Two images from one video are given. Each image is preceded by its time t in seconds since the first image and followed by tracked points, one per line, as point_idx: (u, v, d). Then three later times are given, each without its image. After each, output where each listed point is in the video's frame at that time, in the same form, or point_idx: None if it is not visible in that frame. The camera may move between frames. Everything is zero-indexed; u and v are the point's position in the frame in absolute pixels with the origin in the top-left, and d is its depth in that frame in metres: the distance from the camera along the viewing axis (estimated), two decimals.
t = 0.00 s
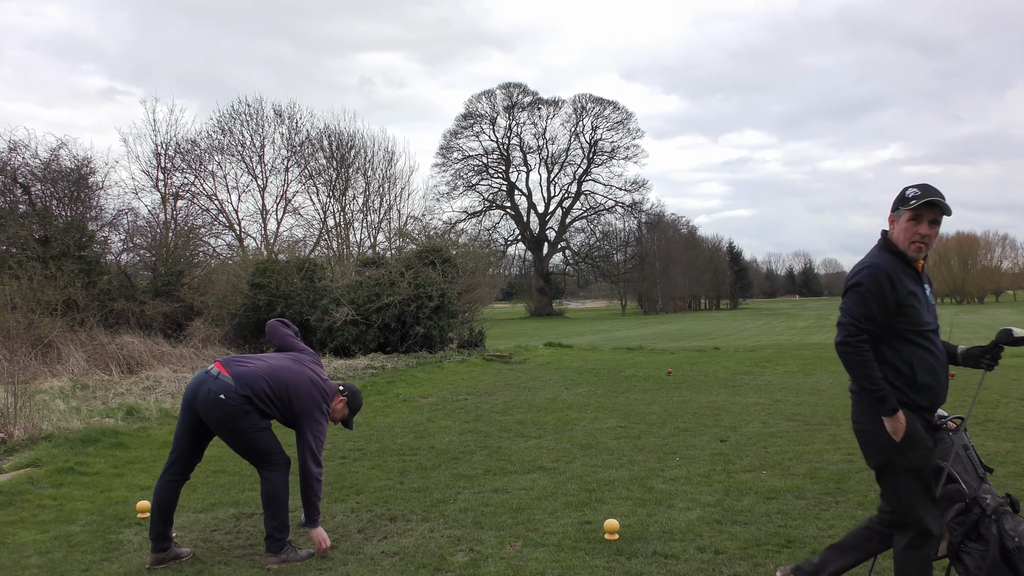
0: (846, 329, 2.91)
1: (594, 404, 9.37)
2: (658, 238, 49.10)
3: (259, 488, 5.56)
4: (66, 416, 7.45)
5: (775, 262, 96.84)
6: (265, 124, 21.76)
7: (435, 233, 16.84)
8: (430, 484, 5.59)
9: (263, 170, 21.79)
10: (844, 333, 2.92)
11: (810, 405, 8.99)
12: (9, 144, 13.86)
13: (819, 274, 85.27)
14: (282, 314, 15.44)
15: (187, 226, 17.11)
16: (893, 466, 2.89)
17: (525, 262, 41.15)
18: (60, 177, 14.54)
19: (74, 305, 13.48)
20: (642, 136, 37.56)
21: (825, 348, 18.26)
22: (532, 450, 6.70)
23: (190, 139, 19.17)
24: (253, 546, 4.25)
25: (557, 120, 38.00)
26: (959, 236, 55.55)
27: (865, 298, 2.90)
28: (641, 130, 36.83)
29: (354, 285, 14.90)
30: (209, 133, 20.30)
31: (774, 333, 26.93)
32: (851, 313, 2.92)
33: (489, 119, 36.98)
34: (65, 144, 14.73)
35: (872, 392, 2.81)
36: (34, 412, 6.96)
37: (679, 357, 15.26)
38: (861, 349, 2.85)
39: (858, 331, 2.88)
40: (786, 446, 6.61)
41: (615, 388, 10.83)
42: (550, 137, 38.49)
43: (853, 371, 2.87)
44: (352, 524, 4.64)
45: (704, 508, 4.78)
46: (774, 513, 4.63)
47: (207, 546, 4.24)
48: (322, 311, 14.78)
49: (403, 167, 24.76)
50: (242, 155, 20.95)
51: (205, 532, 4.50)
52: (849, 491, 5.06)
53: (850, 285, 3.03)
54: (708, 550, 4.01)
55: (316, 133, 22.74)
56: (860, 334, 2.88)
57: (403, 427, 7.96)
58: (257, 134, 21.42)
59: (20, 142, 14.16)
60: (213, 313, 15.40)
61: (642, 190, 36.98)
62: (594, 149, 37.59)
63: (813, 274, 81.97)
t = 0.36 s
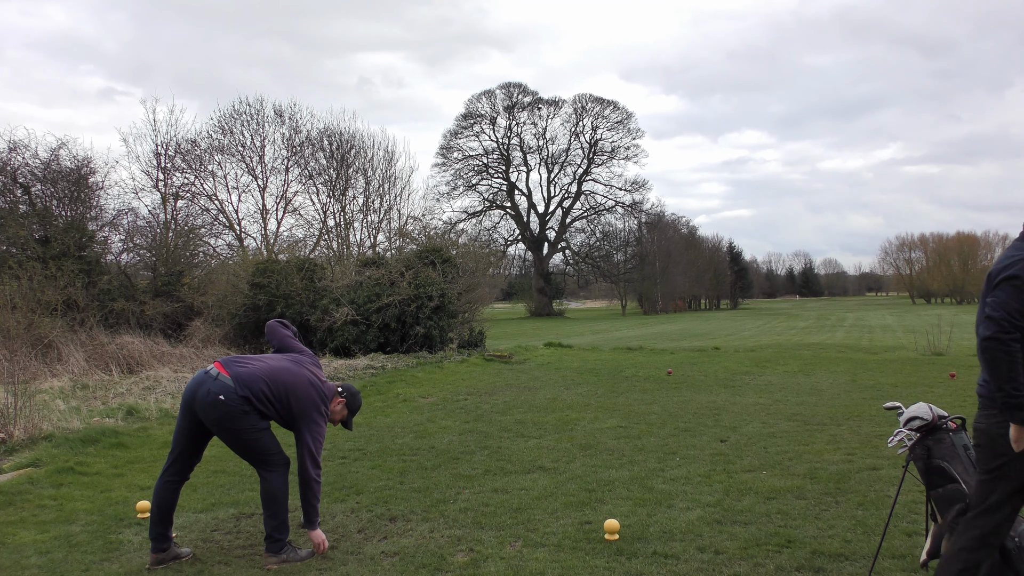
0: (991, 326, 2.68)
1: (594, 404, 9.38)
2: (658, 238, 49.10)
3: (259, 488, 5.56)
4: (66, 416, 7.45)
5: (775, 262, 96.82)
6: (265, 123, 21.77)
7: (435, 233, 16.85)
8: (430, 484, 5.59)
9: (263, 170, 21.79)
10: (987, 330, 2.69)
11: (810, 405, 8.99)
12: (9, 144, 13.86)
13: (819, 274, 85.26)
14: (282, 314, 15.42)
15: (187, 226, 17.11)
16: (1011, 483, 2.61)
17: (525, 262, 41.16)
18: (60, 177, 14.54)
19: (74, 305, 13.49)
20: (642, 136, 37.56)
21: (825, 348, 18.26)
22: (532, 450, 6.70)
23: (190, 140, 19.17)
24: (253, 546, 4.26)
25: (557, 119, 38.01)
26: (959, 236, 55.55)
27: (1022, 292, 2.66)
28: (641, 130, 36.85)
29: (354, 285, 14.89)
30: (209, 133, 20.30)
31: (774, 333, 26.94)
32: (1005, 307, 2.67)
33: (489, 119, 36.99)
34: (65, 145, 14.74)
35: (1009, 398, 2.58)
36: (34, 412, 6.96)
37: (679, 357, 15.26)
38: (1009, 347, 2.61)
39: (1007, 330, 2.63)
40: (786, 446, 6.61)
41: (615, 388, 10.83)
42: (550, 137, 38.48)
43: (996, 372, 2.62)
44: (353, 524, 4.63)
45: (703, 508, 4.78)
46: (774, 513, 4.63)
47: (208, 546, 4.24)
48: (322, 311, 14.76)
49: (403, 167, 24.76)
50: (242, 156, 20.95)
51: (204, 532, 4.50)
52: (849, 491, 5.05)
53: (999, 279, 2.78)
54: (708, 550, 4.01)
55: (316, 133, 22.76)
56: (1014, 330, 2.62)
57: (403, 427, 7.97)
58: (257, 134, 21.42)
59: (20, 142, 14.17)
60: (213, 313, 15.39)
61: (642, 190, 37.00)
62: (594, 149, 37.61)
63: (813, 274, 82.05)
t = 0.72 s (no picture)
0: None
1: (594, 404, 9.38)
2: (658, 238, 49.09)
3: (259, 488, 5.56)
4: (66, 416, 7.44)
5: (775, 262, 96.78)
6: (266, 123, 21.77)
7: (435, 232, 16.85)
8: (431, 484, 5.59)
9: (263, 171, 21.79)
10: None
11: (810, 405, 8.98)
12: (9, 144, 13.87)
13: (819, 273, 85.21)
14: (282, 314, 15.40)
15: (187, 226, 17.12)
16: None
17: (525, 262, 41.15)
18: (60, 177, 14.56)
19: (74, 305, 13.48)
20: (642, 136, 37.59)
21: (825, 348, 18.25)
22: (533, 450, 6.70)
23: (190, 139, 19.16)
24: (253, 546, 4.26)
25: (557, 119, 38.01)
26: (959, 236, 55.51)
27: None
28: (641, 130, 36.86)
29: (354, 285, 14.87)
30: (209, 133, 20.29)
31: (774, 333, 26.96)
32: None
33: (489, 119, 37.00)
34: (65, 145, 14.74)
35: None
36: (35, 412, 6.96)
37: (679, 358, 15.24)
38: None
39: None
40: (786, 446, 6.61)
41: (615, 388, 10.83)
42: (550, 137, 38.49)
43: None
44: (352, 524, 4.63)
45: (704, 508, 4.78)
46: (774, 513, 4.63)
47: (207, 546, 4.23)
48: (322, 311, 14.74)
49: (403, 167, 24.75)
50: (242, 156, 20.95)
51: (204, 532, 4.50)
52: (849, 491, 5.06)
53: None
54: (708, 550, 4.01)
55: (316, 133, 22.77)
56: None
57: (403, 427, 7.96)
58: (257, 133, 21.42)
59: (20, 142, 14.17)
60: (213, 313, 15.37)
61: (642, 190, 37.00)
62: (594, 149, 37.63)
63: (813, 274, 82.06)
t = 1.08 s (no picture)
0: None
1: (594, 404, 9.37)
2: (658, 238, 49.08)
3: (259, 488, 5.56)
4: (66, 416, 7.44)
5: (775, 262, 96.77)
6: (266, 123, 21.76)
7: (436, 232, 16.85)
8: (431, 484, 5.59)
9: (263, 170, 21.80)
10: None
11: (810, 405, 8.98)
12: (9, 143, 13.90)
13: (819, 273, 85.20)
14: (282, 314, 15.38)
15: (187, 226, 17.12)
16: None
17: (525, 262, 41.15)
18: (60, 177, 14.59)
19: (74, 305, 13.48)
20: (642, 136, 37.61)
21: (825, 348, 18.25)
22: (533, 450, 6.70)
23: (190, 139, 19.15)
24: (253, 546, 4.25)
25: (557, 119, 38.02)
26: (960, 236, 55.48)
27: None
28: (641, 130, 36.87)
29: (354, 285, 14.86)
30: (209, 133, 20.29)
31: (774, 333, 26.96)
32: None
33: (490, 118, 36.99)
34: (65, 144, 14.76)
35: None
36: (35, 412, 6.95)
37: (680, 358, 15.24)
38: None
39: None
40: (787, 446, 6.61)
41: (615, 388, 10.82)
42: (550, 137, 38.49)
43: None
44: (352, 524, 4.63)
45: (704, 508, 4.78)
46: (775, 513, 4.63)
47: (207, 546, 4.23)
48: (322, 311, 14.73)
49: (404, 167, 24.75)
50: (242, 155, 20.96)
51: (204, 532, 4.50)
52: (849, 491, 5.06)
53: None
54: (708, 550, 4.00)
55: (317, 133, 22.77)
56: None
57: (403, 427, 7.95)
58: (257, 133, 21.41)
59: (20, 141, 14.19)
60: (213, 313, 15.34)
61: (642, 190, 37.00)
62: (594, 149, 37.63)
63: (813, 274, 82.06)
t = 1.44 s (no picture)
0: None
1: (594, 404, 9.37)
2: (658, 238, 49.06)
3: (258, 487, 5.56)
4: (66, 416, 7.44)
5: (775, 262, 96.79)
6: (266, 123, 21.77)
7: (436, 232, 16.86)
8: (431, 484, 5.59)
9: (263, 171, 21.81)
10: None
11: (810, 405, 8.97)
12: (9, 144, 13.93)
13: (819, 273, 85.19)
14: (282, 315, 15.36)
15: (188, 226, 17.12)
16: None
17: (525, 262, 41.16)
18: (60, 177, 14.62)
19: (74, 305, 13.39)
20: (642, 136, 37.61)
21: (826, 348, 18.27)
22: (533, 450, 6.70)
23: (190, 139, 19.15)
24: (253, 546, 4.24)
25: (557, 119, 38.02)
26: (960, 236, 55.44)
27: None
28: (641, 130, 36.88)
29: (354, 285, 14.85)
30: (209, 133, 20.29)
31: (774, 333, 26.95)
32: None
33: (490, 118, 36.99)
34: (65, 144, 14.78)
35: None
36: (35, 412, 6.95)
37: (680, 358, 15.24)
38: None
39: None
40: (786, 446, 6.60)
41: (616, 388, 10.82)
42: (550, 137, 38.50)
43: None
44: (352, 524, 4.63)
45: (704, 508, 4.78)
46: (775, 513, 4.63)
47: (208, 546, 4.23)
48: (322, 311, 14.73)
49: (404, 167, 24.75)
50: (242, 156, 20.96)
51: (205, 532, 4.50)
52: (849, 491, 5.06)
53: None
54: (708, 550, 4.00)
55: (317, 133, 22.78)
56: None
57: (403, 427, 7.95)
58: (257, 133, 21.42)
59: (20, 141, 14.22)
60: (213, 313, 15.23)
61: (642, 190, 37.01)
62: (594, 149, 37.64)
63: (814, 275, 82.12)
